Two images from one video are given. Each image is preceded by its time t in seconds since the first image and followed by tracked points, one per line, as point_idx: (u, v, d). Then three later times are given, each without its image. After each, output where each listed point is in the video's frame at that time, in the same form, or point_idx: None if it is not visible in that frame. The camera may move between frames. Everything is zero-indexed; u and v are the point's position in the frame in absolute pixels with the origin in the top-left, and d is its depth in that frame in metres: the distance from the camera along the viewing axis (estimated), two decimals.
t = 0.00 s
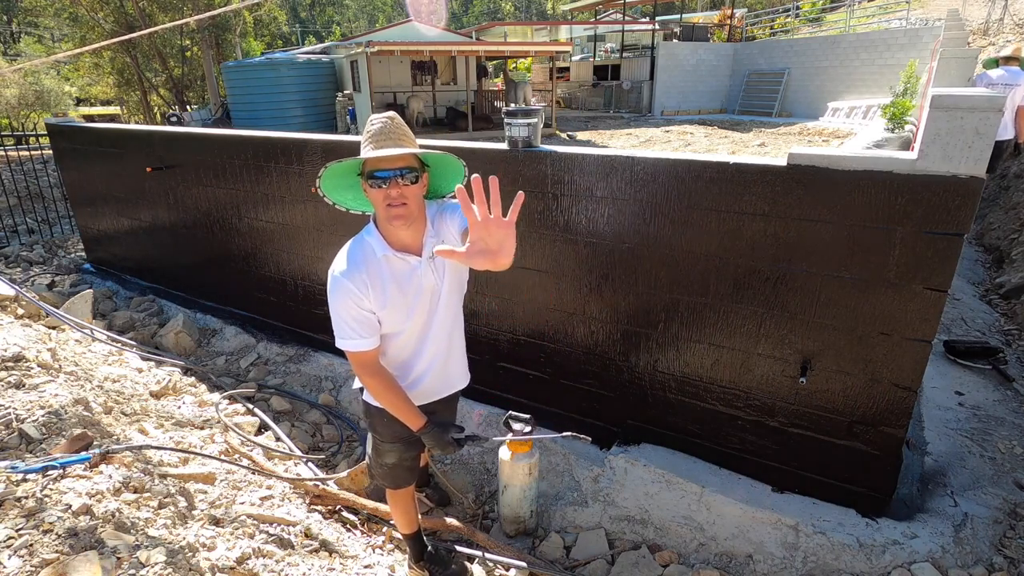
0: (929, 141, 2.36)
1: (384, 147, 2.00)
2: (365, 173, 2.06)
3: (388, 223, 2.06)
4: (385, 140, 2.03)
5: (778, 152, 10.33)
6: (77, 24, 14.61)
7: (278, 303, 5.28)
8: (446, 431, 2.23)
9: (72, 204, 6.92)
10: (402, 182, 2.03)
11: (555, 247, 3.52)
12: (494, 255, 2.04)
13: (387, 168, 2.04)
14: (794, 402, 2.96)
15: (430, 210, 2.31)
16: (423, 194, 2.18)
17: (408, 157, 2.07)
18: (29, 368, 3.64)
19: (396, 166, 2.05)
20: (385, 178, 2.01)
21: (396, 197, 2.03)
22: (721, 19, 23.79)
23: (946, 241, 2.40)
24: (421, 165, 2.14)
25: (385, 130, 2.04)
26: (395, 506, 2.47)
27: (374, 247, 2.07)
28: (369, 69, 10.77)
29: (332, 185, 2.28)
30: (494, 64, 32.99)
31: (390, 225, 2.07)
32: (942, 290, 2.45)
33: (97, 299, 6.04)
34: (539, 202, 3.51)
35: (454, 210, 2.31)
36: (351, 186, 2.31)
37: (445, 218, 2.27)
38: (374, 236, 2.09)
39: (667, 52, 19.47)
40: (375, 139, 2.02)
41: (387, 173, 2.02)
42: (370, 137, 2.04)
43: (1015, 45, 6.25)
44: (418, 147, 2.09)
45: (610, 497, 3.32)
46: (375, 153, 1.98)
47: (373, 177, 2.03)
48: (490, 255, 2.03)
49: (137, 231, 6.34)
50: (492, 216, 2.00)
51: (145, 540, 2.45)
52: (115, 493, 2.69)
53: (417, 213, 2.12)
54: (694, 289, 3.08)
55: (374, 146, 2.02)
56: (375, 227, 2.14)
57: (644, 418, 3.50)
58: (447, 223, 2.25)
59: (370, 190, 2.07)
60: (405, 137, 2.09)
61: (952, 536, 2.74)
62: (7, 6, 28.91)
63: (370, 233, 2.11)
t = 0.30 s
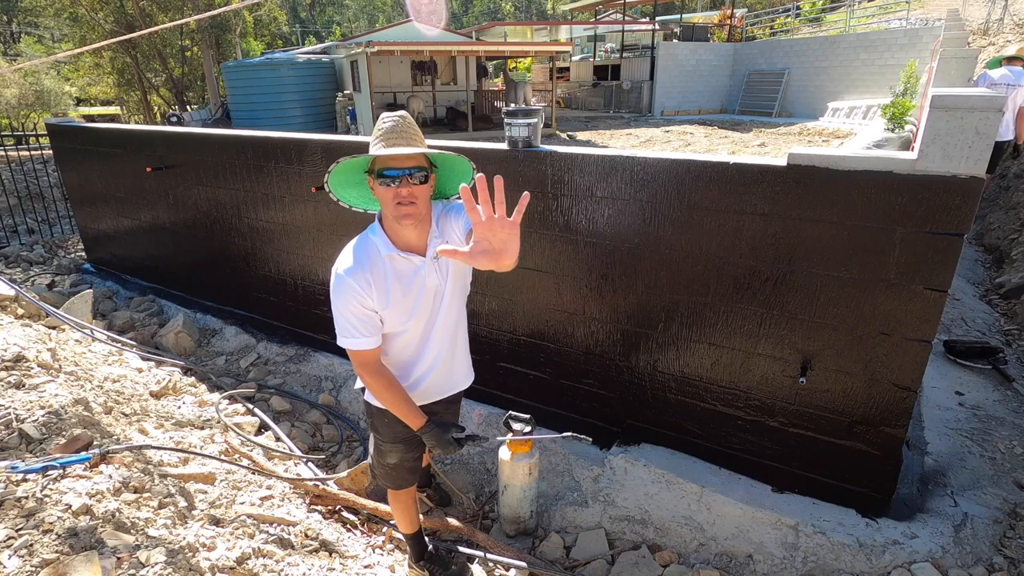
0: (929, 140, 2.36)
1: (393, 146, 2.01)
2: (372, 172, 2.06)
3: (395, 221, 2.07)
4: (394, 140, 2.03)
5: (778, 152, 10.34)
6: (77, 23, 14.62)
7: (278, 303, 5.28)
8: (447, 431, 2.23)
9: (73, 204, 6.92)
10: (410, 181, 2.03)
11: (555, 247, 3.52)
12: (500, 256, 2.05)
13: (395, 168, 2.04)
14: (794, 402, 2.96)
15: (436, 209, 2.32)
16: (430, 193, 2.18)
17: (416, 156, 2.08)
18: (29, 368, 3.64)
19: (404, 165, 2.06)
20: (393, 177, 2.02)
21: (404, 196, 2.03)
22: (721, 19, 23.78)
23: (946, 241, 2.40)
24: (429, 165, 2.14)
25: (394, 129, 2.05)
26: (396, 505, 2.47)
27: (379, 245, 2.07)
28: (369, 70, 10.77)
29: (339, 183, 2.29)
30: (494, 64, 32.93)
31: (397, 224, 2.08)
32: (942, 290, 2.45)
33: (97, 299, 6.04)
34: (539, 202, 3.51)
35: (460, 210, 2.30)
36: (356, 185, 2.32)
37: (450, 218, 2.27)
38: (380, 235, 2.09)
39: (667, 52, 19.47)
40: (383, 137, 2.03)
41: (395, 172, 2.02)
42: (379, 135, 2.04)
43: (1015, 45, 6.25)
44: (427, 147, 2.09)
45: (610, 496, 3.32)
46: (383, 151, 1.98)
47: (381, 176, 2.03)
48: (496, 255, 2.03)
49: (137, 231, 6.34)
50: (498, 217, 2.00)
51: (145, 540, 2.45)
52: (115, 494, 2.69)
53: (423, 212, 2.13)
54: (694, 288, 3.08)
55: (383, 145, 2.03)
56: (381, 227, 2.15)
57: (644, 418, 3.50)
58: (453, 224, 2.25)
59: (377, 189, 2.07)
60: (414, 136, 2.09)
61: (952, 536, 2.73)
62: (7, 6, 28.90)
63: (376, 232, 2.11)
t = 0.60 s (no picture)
0: (929, 141, 2.36)
1: (391, 146, 2.00)
2: (371, 173, 2.07)
3: (394, 224, 2.07)
4: (393, 141, 2.03)
5: (778, 152, 10.34)
6: (77, 23, 14.65)
7: (278, 303, 5.29)
8: (446, 431, 2.23)
9: (73, 204, 6.92)
10: (408, 183, 2.03)
11: (555, 247, 3.52)
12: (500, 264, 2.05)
13: (393, 168, 2.04)
14: (794, 402, 2.96)
15: (440, 211, 2.31)
16: (430, 194, 2.18)
17: (415, 157, 2.08)
18: (29, 368, 3.64)
19: (402, 166, 2.06)
20: (392, 178, 2.02)
21: (402, 197, 2.03)
22: (721, 19, 23.79)
23: (946, 241, 2.40)
24: (427, 165, 2.15)
25: (394, 130, 2.05)
26: (395, 506, 2.47)
27: (381, 246, 2.07)
28: (369, 69, 10.77)
29: (340, 185, 2.29)
30: (494, 64, 32.92)
31: (396, 226, 2.08)
32: (942, 290, 2.45)
33: (97, 299, 6.04)
34: (539, 202, 3.50)
35: (460, 214, 2.30)
36: (358, 187, 2.32)
37: (452, 222, 2.26)
38: (381, 236, 2.10)
39: (667, 52, 19.48)
40: (382, 138, 2.03)
41: (394, 173, 2.02)
42: (378, 137, 2.04)
43: (1015, 45, 6.25)
44: (426, 148, 2.09)
45: (611, 497, 3.32)
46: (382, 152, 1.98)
47: (380, 177, 2.03)
48: (495, 263, 2.03)
49: (137, 231, 6.34)
50: (498, 225, 1.99)
51: (145, 540, 2.45)
52: (115, 494, 2.69)
53: (423, 214, 2.13)
54: (694, 288, 3.08)
55: (381, 146, 2.03)
56: (382, 228, 2.14)
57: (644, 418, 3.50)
58: (456, 228, 2.25)
59: (377, 190, 2.07)
60: (413, 136, 2.09)
61: (952, 536, 2.74)
62: (7, 6, 28.88)
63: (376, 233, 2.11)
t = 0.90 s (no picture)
0: (929, 141, 2.36)
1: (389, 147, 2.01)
2: (371, 173, 2.07)
3: (394, 223, 2.06)
4: (391, 142, 2.03)
5: (777, 152, 10.34)
6: (77, 23, 14.66)
7: (278, 303, 5.29)
8: (446, 432, 2.23)
9: (73, 204, 6.92)
10: (408, 183, 2.03)
11: (555, 247, 3.52)
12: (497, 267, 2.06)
13: (393, 169, 2.04)
14: (794, 402, 2.96)
15: (441, 212, 2.31)
16: (430, 195, 2.18)
17: (415, 157, 2.08)
18: (29, 368, 3.64)
19: (402, 166, 2.06)
20: (392, 178, 2.02)
21: (402, 197, 2.03)
22: (721, 19, 23.78)
23: (946, 242, 2.40)
24: (428, 165, 2.15)
25: (394, 130, 2.05)
26: (395, 506, 2.47)
27: (380, 246, 2.07)
28: (369, 69, 10.76)
29: (340, 186, 2.29)
30: (494, 64, 32.92)
31: (396, 226, 2.07)
32: (942, 290, 2.45)
33: (97, 299, 6.04)
34: (539, 202, 3.50)
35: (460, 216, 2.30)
36: (358, 187, 2.32)
37: (453, 223, 2.26)
38: (381, 236, 2.10)
39: (667, 52, 19.47)
40: (382, 138, 2.03)
41: (394, 173, 2.02)
42: (377, 138, 2.05)
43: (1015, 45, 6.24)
44: (427, 149, 2.09)
45: (611, 497, 3.31)
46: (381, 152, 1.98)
47: (380, 177, 2.03)
48: (494, 265, 2.03)
49: (137, 231, 6.34)
50: (497, 229, 2.00)
51: (145, 540, 2.45)
52: (115, 494, 2.69)
53: (423, 215, 2.12)
54: (694, 289, 3.08)
55: (380, 146, 2.03)
56: (382, 228, 2.14)
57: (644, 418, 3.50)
58: (457, 229, 2.25)
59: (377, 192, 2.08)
60: (413, 137, 2.09)
61: (952, 536, 2.74)
62: (7, 6, 28.84)
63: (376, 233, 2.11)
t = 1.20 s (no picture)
0: (929, 141, 2.36)
1: (388, 148, 2.00)
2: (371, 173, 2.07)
3: (394, 222, 2.07)
4: (391, 142, 2.02)
5: (777, 152, 10.34)
6: (77, 23, 14.67)
7: (278, 303, 5.29)
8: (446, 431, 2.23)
9: (73, 204, 6.92)
10: (408, 182, 2.03)
11: (555, 247, 3.52)
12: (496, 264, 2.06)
13: (394, 168, 2.04)
14: (794, 402, 2.96)
15: (441, 211, 2.31)
16: (430, 194, 2.18)
17: (415, 157, 2.08)
18: (29, 368, 3.64)
19: (403, 166, 2.06)
20: (392, 178, 2.02)
21: (402, 196, 2.03)
22: (721, 19, 23.79)
23: (946, 242, 2.40)
24: (428, 165, 2.15)
25: (394, 130, 2.05)
26: (395, 506, 2.47)
27: (381, 246, 2.08)
28: (369, 69, 10.77)
29: (341, 186, 2.29)
30: (494, 64, 32.92)
31: (397, 225, 2.07)
32: (942, 290, 2.45)
33: (97, 299, 6.04)
34: (539, 202, 3.50)
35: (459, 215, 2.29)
36: (359, 187, 2.32)
37: (453, 222, 2.26)
38: (381, 235, 2.10)
39: (666, 52, 19.47)
40: (382, 138, 2.03)
41: (394, 173, 2.02)
42: (377, 138, 2.05)
43: (1015, 45, 6.24)
44: (426, 149, 2.09)
45: (611, 497, 3.31)
46: (381, 153, 1.98)
47: (380, 176, 2.03)
48: (493, 261, 2.04)
49: (137, 231, 6.34)
50: (494, 225, 2.00)
51: (145, 540, 2.45)
52: (115, 494, 2.69)
53: (423, 214, 2.13)
54: (694, 289, 3.08)
55: (380, 146, 2.03)
56: (382, 227, 2.14)
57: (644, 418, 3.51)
58: (456, 228, 2.25)
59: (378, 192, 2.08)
60: (413, 137, 2.09)
61: (952, 536, 2.74)
62: (7, 6, 28.82)
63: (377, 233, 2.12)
